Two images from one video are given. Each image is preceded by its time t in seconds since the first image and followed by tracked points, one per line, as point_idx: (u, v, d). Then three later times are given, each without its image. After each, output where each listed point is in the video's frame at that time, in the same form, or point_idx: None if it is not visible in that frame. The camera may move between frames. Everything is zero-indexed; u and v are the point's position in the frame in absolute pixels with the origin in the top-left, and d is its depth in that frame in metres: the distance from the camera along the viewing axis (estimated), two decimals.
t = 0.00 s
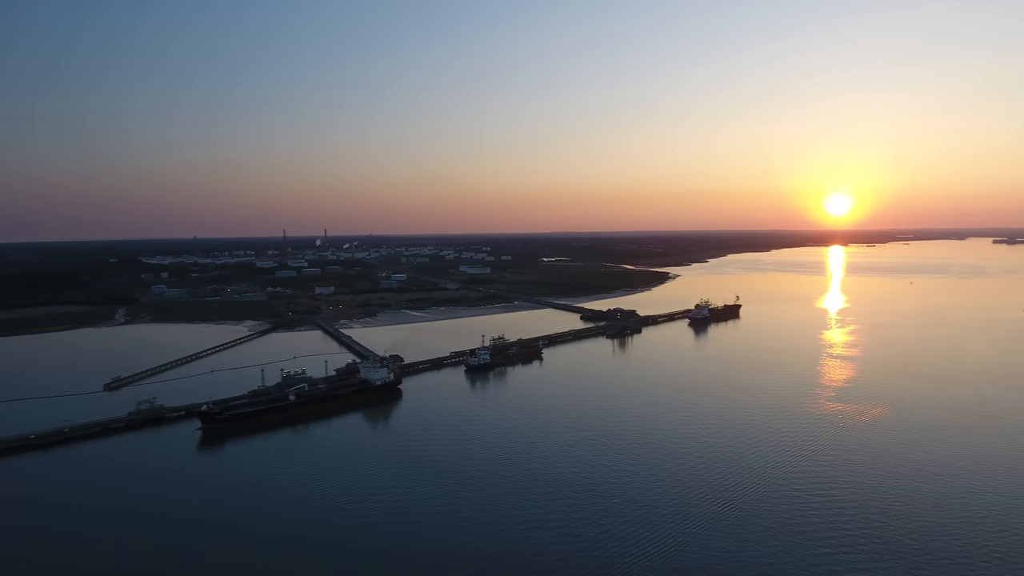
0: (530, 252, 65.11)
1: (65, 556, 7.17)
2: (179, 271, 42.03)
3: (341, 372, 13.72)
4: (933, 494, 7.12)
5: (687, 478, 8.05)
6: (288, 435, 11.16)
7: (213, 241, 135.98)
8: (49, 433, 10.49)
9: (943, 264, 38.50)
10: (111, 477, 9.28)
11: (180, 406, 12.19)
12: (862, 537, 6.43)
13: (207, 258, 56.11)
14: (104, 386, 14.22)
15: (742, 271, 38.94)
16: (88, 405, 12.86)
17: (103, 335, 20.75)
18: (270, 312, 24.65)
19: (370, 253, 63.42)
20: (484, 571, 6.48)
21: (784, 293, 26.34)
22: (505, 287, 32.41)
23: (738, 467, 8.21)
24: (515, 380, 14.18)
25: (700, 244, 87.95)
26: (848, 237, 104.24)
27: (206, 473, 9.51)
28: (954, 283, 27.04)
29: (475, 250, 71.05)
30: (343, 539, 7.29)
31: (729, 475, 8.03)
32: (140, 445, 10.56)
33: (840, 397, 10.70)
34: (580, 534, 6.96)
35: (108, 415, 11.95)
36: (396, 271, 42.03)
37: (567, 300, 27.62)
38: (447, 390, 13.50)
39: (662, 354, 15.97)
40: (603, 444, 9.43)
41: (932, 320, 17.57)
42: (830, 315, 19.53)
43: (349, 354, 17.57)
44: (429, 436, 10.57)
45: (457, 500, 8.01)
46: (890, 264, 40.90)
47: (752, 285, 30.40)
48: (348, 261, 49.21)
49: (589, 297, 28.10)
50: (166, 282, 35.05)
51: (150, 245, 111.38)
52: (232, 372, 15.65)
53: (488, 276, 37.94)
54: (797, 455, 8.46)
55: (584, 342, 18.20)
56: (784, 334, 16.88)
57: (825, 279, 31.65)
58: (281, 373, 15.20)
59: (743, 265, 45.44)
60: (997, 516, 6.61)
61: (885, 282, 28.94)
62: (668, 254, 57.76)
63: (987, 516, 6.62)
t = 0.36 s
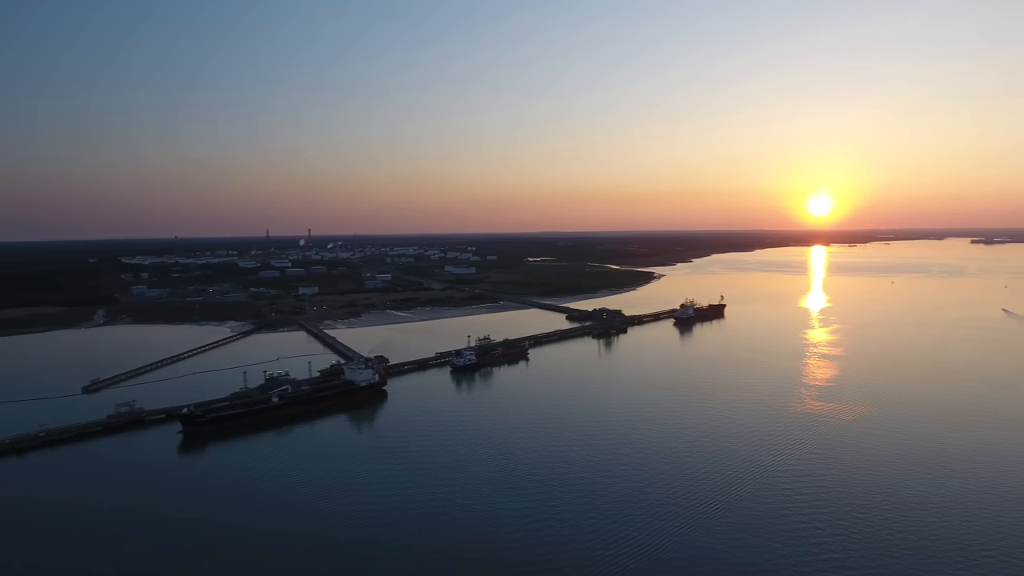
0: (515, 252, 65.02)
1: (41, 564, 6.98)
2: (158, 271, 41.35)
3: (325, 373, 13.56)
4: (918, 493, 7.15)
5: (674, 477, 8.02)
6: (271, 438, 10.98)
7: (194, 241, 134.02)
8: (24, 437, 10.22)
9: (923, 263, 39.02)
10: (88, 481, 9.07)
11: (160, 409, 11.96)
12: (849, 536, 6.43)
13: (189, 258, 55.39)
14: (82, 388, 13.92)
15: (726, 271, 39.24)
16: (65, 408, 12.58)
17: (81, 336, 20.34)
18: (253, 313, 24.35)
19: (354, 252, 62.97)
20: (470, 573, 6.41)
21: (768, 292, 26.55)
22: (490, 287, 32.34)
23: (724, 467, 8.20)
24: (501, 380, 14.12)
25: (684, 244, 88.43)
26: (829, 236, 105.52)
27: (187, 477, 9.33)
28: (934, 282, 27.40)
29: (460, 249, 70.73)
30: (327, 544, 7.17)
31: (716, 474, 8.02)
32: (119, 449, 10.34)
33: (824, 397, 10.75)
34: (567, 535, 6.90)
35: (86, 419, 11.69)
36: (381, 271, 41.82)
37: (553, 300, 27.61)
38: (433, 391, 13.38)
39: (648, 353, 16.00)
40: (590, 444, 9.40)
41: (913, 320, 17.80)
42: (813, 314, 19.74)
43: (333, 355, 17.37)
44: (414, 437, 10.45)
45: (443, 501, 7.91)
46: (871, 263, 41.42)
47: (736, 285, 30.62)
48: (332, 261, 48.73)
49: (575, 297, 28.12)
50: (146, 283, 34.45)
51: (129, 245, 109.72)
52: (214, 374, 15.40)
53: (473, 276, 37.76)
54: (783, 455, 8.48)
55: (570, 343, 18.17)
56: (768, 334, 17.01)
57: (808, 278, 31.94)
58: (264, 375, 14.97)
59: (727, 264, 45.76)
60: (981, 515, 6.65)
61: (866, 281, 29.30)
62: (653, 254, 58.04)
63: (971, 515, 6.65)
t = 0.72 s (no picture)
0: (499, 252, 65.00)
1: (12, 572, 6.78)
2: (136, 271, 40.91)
3: (307, 375, 13.38)
4: (902, 491, 7.20)
5: (662, 477, 8.00)
6: (251, 441, 10.79)
7: (173, 241, 132.07)
8: None
9: (901, 263, 39.68)
10: (63, 487, 8.84)
11: (139, 412, 11.70)
12: (835, 535, 6.45)
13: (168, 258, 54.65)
14: (57, 392, 13.60)
15: (709, 271, 39.52)
16: (40, 412, 12.27)
17: (56, 338, 19.90)
18: (234, 314, 24.03)
19: (337, 252, 62.62)
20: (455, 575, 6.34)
21: (750, 292, 26.75)
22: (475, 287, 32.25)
23: (710, 467, 8.19)
24: (486, 381, 14.04)
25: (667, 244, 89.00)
26: (810, 236, 106.82)
27: (166, 482, 9.14)
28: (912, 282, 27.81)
29: (443, 249, 70.39)
30: (310, 548, 7.03)
31: (702, 474, 8.01)
32: (95, 453, 10.10)
33: (807, 396, 10.82)
34: (555, 537, 6.83)
35: (62, 423, 11.41)
36: (364, 271, 41.82)
37: (537, 300, 27.58)
38: (417, 392, 13.26)
39: (632, 353, 16.02)
40: (575, 444, 9.37)
41: (893, 319, 18.02)
42: (794, 313, 19.91)
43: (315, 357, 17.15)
44: (398, 439, 10.32)
45: (429, 504, 7.79)
46: (851, 263, 41.92)
47: (719, 284, 30.82)
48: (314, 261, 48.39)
49: (559, 297, 28.12)
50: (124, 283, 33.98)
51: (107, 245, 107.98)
52: (193, 377, 15.12)
53: (457, 276, 37.62)
54: (768, 454, 8.49)
55: (554, 343, 18.13)
56: (751, 333, 17.13)
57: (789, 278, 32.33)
58: (245, 377, 14.73)
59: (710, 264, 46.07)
60: (964, 513, 6.70)
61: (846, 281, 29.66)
62: (637, 254, 58.30)
63: (954, 512, 6.70)
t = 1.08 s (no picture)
0: (481, 253, 64.87)
1: None
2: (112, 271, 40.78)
3: (288, 378, 13.17)
4: (885, 490, 7.24)
5: (647, 478, 7.97)
6: (230, 445, 10.57)
7: (150, 242, 130.05)
8: None
9: (877, 263, 40.31)
10: (34, 494, 8.57)
11: (113, 416, 11.40)
12: (822, 535, 6.46)
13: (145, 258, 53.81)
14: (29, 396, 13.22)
15: (690, 271, 39.79)
16: (10, 417, 11.91)
17: (27, 341, 19.38)
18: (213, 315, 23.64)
19: (318, 253, 62.12)
20: None
21: (730, 292, 26.98)
22: (457, 287, 32.13)
23: (696, 468, 8.17)
24: (469, 382, 13.95)
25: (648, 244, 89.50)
26: (788, 237, 108.23)
27: (141, 488, 8.91)
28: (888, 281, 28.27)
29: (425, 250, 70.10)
30: (292, 555, 6.86)
31: (687, 474, 8.00)
32: (67, 459, 9.82)
33: (788, 395, 10.90)
34: (542, 540, 6.75)
35: (33, 428, 11.08)
36: (345, 271, 41.67)
37: (520, 300, 27.54)
38: (399, 394, 13.12)
39: (615, 353, 16.05)
40: (560, 445, 9.33)
41: (871, 318, 18.26)
42: (774, 313, 20.08)
43: (296, 359, 16.91)
44: (380, 441, 10.18)
45: (413, 508, 7.67)
46: (829, 263, 42.49)
47: (700, 284, 31.04)
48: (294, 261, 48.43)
49: (542, 297, 28.11)
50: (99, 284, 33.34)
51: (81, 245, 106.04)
52: (170, 380, 14.81)
53: (440, 276, 37.46)
54: (752, 454, 8.51)
55: (537, 343, 18.09)
56: (732, 333, 17.25)
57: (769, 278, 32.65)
58: (223, 380, 14.46)
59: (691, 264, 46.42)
60: (947, 510, 6.76)
61: (825, 281, 30.05)
62: (618, 254, 58.56)
63: (937, 511, 6.75)
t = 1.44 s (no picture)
0: (463, 252, 64.74)
1: None
2: (86, 271, 40.16)
3: (267, 380, 12.95)
4: (866, 489, 7.30)
5: (632, 479, 7.94)
6: (207, 449, 10.35)
7: (126, 242, 127.91)
8: None
9: (854, 262, 40.90)
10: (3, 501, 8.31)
11: (86, 421, 11.11)
12: (805, 534, 6.48)
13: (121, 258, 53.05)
14: None
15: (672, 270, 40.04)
16: None
17: None
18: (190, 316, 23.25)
19: (298, 252, 61.60)
20: None
21: (711, 291, 27.19)
22: (439, 287, 31.97)
23: (680, 468, 8.18)
24: (451, 383, 13.85)
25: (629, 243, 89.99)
26: (767, 236, 109.58)
27: (116, 493, 8.69)
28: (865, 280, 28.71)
29: (407, 249, 69.79)
30: (273, 560, 6.73)
31: (672, 475, 7.98)
32: (38, 465, 9.54)
33: (770, 394, 10.98)
34: (527, 544, 6.68)
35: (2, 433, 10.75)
36: (325, 271, 41.45)
37: (502, 300, 27.47)
38: (381, 395, 12.98)
39: (598, 353, 16.05)
40: (543, 446, 9.29)
41: (849, 317, 18.48)
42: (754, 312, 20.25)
43: (276, 360, 16.67)
44: (362, 444, 10.05)
45: (396, 512, 7.55)
46: (807, 263, 43.03)
47: (681, 283, 31.24)
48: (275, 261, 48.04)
49: (524, 297, 28.07)
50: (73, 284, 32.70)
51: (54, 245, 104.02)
52: (146, 383, 14.50)
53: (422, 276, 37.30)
54: (736, 454, 8.54)
55: (520, 343, 18.05)
56: (714, 332, 17.36)
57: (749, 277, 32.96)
58: (201, 382, 14.20)
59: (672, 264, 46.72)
60: (927, 509, 6.82)
61: (803, 280, 30.42)
62: (600, 254, 58.77)
63: (918, 510, 6.81)
